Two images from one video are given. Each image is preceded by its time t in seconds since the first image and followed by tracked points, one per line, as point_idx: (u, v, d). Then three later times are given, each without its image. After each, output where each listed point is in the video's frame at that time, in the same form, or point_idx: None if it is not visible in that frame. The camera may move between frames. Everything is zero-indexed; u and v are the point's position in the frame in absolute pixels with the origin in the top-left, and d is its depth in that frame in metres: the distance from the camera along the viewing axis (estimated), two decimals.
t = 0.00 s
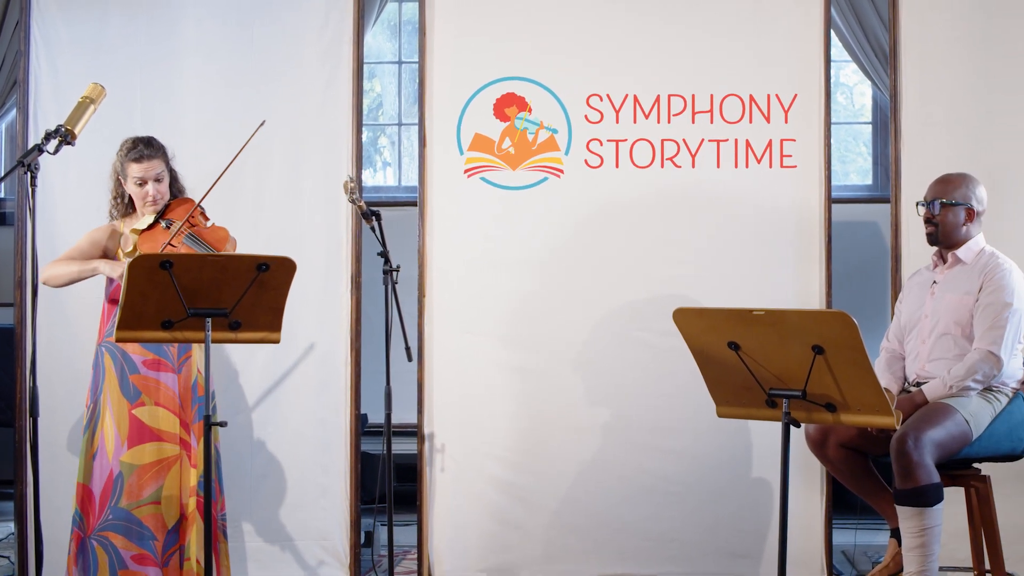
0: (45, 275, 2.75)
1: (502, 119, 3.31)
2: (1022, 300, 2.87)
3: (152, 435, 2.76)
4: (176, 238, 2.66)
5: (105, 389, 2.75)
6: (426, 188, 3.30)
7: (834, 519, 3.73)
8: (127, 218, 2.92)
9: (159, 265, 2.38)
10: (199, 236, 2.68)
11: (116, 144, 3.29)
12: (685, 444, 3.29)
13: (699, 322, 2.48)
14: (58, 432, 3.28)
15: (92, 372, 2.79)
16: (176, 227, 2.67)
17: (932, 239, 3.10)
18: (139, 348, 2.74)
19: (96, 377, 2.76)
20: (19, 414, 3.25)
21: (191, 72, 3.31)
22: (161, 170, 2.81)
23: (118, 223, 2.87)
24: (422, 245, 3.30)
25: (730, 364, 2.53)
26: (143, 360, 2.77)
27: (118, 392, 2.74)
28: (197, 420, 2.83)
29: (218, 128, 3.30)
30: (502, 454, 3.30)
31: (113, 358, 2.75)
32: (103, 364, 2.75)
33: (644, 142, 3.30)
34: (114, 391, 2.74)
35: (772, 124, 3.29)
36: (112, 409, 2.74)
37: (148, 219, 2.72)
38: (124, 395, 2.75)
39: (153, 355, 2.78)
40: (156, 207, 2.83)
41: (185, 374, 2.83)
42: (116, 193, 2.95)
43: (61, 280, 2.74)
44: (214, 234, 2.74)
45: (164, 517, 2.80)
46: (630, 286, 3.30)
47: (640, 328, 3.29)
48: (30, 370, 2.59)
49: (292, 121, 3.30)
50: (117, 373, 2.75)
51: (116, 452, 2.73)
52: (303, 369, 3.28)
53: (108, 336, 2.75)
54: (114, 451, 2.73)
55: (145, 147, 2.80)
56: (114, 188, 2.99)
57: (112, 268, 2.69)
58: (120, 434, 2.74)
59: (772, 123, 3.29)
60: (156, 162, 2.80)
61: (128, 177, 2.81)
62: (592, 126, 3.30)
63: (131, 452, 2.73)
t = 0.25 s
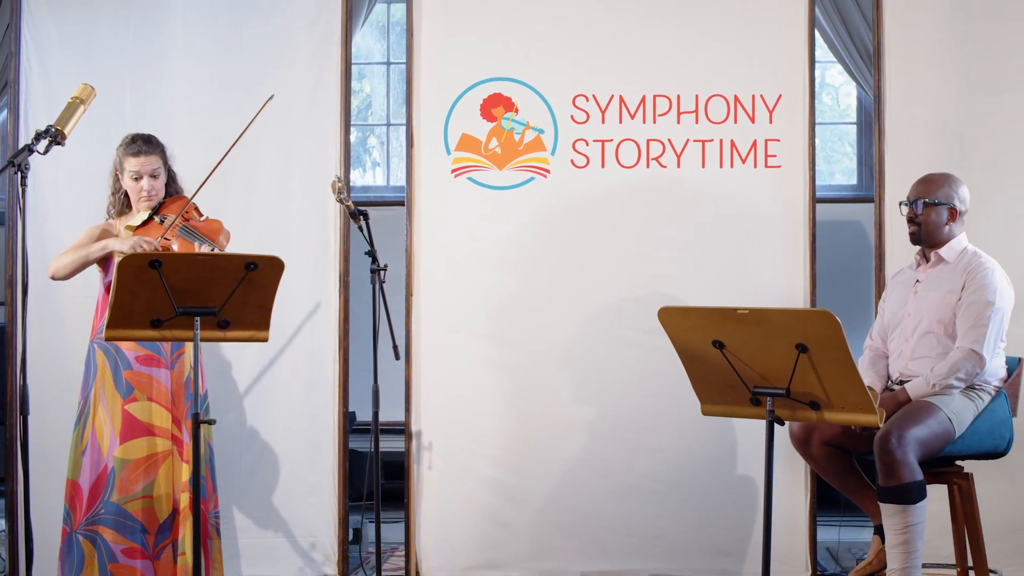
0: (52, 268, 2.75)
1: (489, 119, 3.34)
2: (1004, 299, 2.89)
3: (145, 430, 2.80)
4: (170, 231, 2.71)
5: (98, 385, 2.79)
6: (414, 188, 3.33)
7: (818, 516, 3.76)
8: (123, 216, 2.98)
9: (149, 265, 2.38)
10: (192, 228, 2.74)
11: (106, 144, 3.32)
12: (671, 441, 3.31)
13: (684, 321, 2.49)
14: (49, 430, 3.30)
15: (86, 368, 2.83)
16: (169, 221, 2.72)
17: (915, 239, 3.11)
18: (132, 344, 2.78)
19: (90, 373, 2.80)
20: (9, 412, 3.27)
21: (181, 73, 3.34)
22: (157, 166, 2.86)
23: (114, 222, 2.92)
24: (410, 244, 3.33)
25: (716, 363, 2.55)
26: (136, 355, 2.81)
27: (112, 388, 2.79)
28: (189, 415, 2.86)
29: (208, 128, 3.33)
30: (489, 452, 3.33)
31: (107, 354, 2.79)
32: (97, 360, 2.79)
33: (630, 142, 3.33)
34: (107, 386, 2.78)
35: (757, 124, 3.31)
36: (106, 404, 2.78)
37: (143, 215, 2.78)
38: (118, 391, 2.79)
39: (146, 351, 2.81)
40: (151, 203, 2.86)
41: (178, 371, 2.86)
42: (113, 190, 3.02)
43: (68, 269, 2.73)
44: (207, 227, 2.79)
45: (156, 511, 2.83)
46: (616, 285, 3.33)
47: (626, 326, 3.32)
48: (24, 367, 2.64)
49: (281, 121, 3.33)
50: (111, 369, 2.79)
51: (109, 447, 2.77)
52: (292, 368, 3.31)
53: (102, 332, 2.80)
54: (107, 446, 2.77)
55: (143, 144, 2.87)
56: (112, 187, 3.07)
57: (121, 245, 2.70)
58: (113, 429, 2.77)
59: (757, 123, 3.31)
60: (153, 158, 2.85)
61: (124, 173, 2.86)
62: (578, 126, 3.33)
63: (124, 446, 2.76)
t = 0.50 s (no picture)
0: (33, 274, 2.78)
1: (475, 119, 3.35)
2: (987, 298, 2.89)
3: (136, 424, 2.81)
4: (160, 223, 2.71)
5: (89, 381, 2.80)
6: (400, 188, 3.35)
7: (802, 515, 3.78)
8: (111, 214, 2.99)
9: (136, 264, 2.37)
10: (183, 220, 2.73)
11: (94, 145, 3.33)
12: (656, 440, 3.33)
13: (669, 320, 2.48)
14: (38, 429, 3.32)
15: (76, 365, 2.83)
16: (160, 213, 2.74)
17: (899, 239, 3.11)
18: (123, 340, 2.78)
19: (80, 369, 2.81)
20: None
21: (169, 73, 3.35)
22: (149, 160, 2.89)
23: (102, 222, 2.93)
24: (396, 244, 3.34)
25: (701, 363, 2.53)
26: (126, 351, 2.82)
27: (102, 383, 2.80)
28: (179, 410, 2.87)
29: (195, 129, 3.35)
30: (475, 450, 3.35)
31: (97, 350, 2.80)
32: (87, 356, 2.80)
33: (615, 142, 3.34)
34: (98, 382, 2.79)
35: (741, 124, 3.33)
36: (97, 399, 2.79)
37: (133, 210, 2.79)
38: (109, 386, 2.80)
39: (136, 347, 2.82)
40: (142, 197, 2.88)
41: (168, 366, 2.87)
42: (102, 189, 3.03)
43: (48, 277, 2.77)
44: (198, 219, 2.80)
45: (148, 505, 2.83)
46: (602, 284, 3.34)
47: (611, 325, 3.34)
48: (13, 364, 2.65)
49: (268, 121, 3.34)
50: (102, 365, 2.80)
51: (101, 443, 2.79)
52: (279, 366, 3.33)
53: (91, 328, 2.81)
54: (100, 441, 2.79)
55: (136, 139, 2.90)
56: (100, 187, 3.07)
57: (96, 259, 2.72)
58: (105, 424, 2.79)
59: (741, 124, 3.33)
60: (145, 152, 2.88)
61: (116, 167, 2.88)
62: (564, 126, 3.35)
63: (116, 442, 2.78)
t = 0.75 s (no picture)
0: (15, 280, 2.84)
1: (459, 119, 3.36)
2: (970, 298, 2.88)
3: (121, 423, 2.81)
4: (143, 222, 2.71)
5: (74, 380, 2.80)
6: (385, 187, 3.36)
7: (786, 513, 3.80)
8: (95, 214, 2.99)
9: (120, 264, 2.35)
10: (166, 220, 2.73)
11: (79, 145, 3.35)
12: (640, 439, 3.34)
13: (655, 319, 2.46)
14: (24, 428, 3.34)
15: (61, 364, 2.83)
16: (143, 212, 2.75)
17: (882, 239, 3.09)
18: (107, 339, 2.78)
19: (65, 368, 2.81)
20: None
21: (154, 73, 3.36)
22: (133, 159, 2.90)
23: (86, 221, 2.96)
24: (381, 243, 3.35)
25: (686, 362, 2.51)
26: (110, 349, 2.81)
27: (87, 382, 2.79)
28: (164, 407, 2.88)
29: (181, 129, 3.36)
30: (460, 449, 3.36)
31: (81, 348, 2.80)
32: (71, 355, 2.80)
33: (600, 142, 3.35)
34: (83, 381, 2.79)
35: (725, 124, 3.34)
36: (82, 398, 2.80)
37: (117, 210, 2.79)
38: (94, 385, 2.80)
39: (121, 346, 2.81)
40: (126, 195, 2.89)
41: (152, 365, 2.87)
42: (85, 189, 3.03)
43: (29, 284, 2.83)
44: (182, 218, 2.79)
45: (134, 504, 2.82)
46: (586, 284, 3.35)
47: (596, 324, 3.35)
48: None
49: (253, 121, 3.36)
50: (86, 364, 2.80)
51: (87, 441, 2.80)
52: (264, 365, 3.34)
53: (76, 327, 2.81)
54: (86, 440, 2.80)
55: (120, 138, 2.91)
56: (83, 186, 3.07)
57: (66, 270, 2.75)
58: (91, 423, 2.79)
59: (725, 123, 3.34)
60: (130, 151, 2.89)
61: (100, 166, 2.89)
62: (548, 126, 3.36)
63: (101, 441, 2.79)
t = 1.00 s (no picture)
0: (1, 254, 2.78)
1: (453, 119, 3.36)
2: (963, 297, 2.88)
3: (113, 423, 2.81)
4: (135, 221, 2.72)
5: (65, 379, 2.79)
6: (378, 187, 3.36)
7: (779, 513, 3.80)
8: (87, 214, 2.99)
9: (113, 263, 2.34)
10: (157, 218, 2.77)
11: (73, 145, 3.35)
12: (633, 439, 3.35)
13: (646, 319, 2.45)
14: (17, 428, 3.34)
15: (52, 362, 2.82)
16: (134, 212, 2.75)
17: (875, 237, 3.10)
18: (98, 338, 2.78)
19: (56, 366, 2.80)
20: None
21: (148, 73, 3.36)
22: (123, 159, 2.90)
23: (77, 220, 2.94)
24: (375, 243, 3.35)
25: (678, 362, 2.51)
26: (102, 349, 2.81)
27: (79, 381, 2.79)
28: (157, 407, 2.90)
29: (174, 129, 3.36)
30: (454, 448, 3.36)
31: (73, 347, 2.79)
32: (62, 354, 2.79)
33: (593, 141, 3.35)
34: (75, 380, 2.79)
35: (719, 124, 3.34)
36: (74, 397, 2.79)
37: (107, 210, 2.79)
38: (85, 384, 2.79)
39: (112, 346, 2.82)
40: (117, 195, 2.89)
41: (144, 365, 2.90)
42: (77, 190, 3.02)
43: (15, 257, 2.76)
44: (172, 216, 2.85)
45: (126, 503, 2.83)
46: (580, 283, 3.35)
47: (589, 324, 3.35)
48: None
49: (247, 121, 3.36)
50: (78, 363, 2.79)
51: (80, 440, 2.79)
52: (258, 365, 3.34)
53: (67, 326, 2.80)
54: (79, 439, 2.79)
55: (109, 138, 2.91)
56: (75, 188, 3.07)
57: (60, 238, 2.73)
58: (84, 422, 2.79)
59: (719, 123, 3.34)
60: (119, 150, 2.89)
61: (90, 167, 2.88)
62: (542, 126, 3.36)
63: (93, 440, 2.79)
